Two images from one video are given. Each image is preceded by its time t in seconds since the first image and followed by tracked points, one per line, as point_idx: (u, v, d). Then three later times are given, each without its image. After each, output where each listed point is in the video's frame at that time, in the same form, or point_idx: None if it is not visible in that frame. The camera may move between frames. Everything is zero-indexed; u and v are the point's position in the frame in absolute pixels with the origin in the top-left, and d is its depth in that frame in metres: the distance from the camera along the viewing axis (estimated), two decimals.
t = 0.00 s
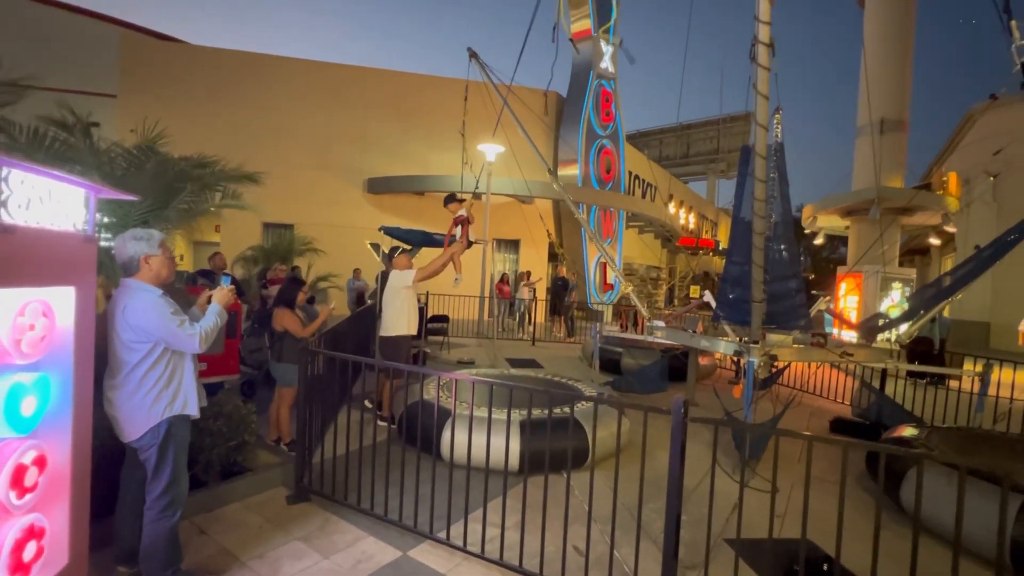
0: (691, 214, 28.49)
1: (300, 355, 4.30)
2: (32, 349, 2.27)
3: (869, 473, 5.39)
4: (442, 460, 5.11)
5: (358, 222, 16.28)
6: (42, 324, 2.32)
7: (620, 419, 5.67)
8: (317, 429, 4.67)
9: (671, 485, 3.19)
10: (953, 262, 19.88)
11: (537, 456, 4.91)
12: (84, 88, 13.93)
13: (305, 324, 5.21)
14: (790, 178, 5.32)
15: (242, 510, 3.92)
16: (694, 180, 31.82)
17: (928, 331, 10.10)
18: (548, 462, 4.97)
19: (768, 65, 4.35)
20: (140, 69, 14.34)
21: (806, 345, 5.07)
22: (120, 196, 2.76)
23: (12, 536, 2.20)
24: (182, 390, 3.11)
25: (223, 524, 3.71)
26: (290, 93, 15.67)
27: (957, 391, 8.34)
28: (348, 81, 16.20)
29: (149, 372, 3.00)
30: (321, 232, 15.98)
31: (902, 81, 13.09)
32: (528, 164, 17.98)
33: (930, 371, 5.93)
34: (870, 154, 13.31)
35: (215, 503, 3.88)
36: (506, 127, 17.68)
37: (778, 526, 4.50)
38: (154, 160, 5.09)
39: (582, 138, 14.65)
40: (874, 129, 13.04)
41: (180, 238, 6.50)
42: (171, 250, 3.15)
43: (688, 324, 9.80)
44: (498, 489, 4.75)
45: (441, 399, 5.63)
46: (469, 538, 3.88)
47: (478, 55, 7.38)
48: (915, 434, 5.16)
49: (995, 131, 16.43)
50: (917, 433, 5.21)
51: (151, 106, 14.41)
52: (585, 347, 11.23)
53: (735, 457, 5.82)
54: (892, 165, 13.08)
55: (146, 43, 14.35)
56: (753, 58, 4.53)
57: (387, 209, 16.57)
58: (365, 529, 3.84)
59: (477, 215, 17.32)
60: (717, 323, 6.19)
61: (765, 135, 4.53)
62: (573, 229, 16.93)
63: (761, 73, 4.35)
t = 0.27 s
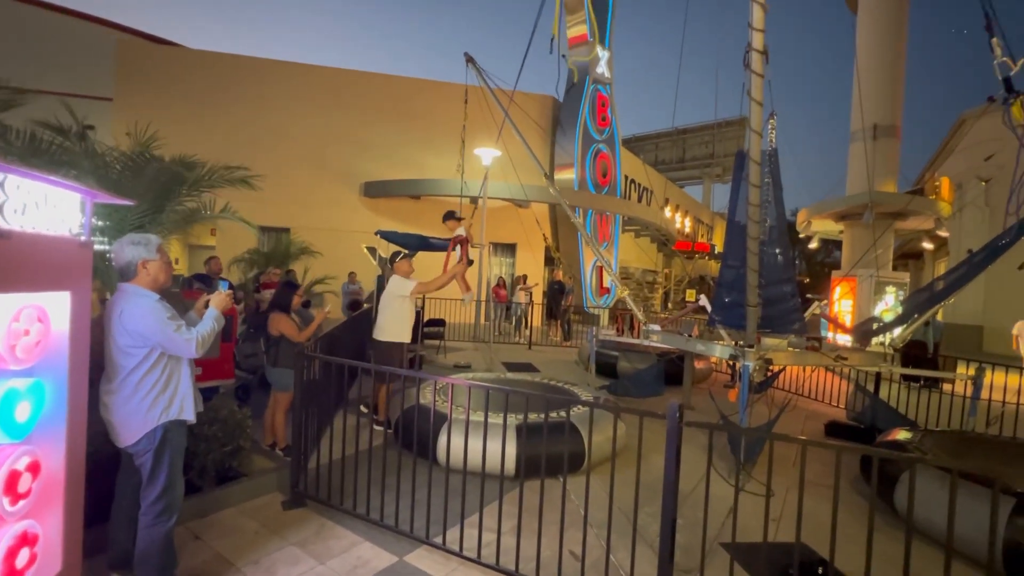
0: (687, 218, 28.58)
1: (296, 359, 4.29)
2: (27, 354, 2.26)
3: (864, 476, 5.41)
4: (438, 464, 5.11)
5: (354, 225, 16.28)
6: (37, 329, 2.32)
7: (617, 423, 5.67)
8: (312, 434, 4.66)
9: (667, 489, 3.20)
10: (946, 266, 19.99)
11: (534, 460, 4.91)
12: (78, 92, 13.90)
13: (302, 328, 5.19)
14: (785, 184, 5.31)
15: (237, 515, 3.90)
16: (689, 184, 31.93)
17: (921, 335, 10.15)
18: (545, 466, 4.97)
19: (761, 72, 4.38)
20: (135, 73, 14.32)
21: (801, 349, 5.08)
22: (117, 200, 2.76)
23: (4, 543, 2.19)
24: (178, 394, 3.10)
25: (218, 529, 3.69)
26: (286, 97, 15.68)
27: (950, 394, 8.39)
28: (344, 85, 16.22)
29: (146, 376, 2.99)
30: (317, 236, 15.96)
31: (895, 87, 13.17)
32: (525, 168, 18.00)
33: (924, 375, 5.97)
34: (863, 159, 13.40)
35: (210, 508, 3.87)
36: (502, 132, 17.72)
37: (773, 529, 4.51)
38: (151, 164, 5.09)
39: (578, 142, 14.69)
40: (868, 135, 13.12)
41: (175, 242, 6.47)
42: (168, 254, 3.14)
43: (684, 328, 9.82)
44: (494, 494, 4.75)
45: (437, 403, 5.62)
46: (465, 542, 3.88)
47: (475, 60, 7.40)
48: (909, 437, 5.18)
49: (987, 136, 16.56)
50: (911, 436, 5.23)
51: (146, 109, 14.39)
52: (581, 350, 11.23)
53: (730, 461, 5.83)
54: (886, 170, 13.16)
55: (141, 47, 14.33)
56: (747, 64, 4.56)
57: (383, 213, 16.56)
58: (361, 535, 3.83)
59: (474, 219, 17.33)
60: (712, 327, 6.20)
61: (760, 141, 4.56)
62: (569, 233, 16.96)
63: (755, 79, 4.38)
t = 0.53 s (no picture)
0: (682, 222, 28.66)
1: (291, 363, 4.28)
2: (17, 359, 2.26)
3: (859, 478, 5.42)
4: (434, 468, 5.10)
5: (350, 228, 16.25)
6: (28, 333, 2.31)
7: (613, 427, 5.67)
8: (307, 437, 4.64)
9: (663, 493, 3.20)
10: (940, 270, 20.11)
11: (530, 464, 4.91)
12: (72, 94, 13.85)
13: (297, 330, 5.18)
14: (779, 188, 5.33)
15: (231, 520, 3.88)
16: (685, 188, 32.05)
17: (915, 338, 10.20)
18: (541, 469, 4.96)
19: (755, 77, 4.41)
20: (130, 75, 14.28)
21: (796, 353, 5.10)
22: (111, 204, 2.75)
23: None
24: (173, 398, 3.08)
25: (212, 535, 3.67)
26: (282, 100, 15.67)
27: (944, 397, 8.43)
28: (340, 88, 16.23)
29: (140, 380, 2.97)
30: (312, 239, 15.93)
31: (887, 91, 13.26)
32: (521, 172, 18.02)
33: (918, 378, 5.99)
34: (857, 163, 13.49)
35: (204, 513, 3.84)
36: (498, 135, 17.75)
37: (768, 532, 4.51)
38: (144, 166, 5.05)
39: (573, 146, 14.74)
40: (861, 139, 13.20)
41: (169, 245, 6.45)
42: (164, 258, 3.13)
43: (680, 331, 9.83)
44: (490, 498, 4.73)
45: (433, 407, 5.61)
46: (460, 546, 3.86)
47: (471, 64, 7.42)
48: (903, 440, 5.20)
49: (978, 141, 16.69)
50: (905, 439, 5.25)
51: (141, 112, 14.35)
52: (577, 353, 11.23)
53: (726, 464, 5.83)
54: (880, 174, 13.24)
55: (136, 49, 14.29)
56: (742, 69, 4.59)
57: (379, 216, 16.54)
58: (356, 539, 3.81)
59: (470, 222, 17.34)
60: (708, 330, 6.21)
61: (754, 145, 4.60)
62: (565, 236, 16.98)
63: (750, 84, 4.41)
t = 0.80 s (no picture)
0: (678, 225, 28.75)
1: (286, 367, 4.27)
2: (8, 363, 2.24)
3: (853, 481, 5.44)
4: (429, 473, 5.08)
5: (345, 231, 16.23)
6: (19, 337, 2.30)
7: (608, 430, 5.67)
8: (302, 441, 4.63)
9: (657, 496, 3.20)
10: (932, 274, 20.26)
11: (525, 468, 4.91)
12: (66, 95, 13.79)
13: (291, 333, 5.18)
14: (773, 191, 5.35)
15: (225, 526, 3.86)
16: (680, 192, 32.15)
17: (908, 341, 10.25)
18: (536, 473, 4.96)
19: (749, 82, 4.45)
20: (125, 77, 14.24)
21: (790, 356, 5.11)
22: (104, 207, 2.74)
23: None
24: (167, 402, 3.06)
25: (205, 540, 3.65)
26: (277, 103, 15.66)
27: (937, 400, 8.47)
28: (335, 91, 16.23)
29: (134, 385, 2.96)
30: (307, 242, 15.89)
31: (880, 97, 13.36)
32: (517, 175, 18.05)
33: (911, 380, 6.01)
34: (850, 167, 13.57)
35: (195, 520, 3.81)
36: (494, 139, 17.78)
37: (763, 535, 4.52)
38: (137, 168, 5.03)
39: (569, 149, 14.78)
40: (853, 144, 13.29)
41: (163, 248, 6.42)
42: (160, 262, 3.12)
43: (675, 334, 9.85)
44: (486, 502, 4.72)
45: (428, 411, 5.60)
46: (455, 551, 3.85)
47: (467, 68, 7.44)
48: (897, 442, 5.22)
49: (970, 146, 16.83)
50: (898, 442, 5.27)
51: (135, 114, 14.31)
52: (573, 356, 11.22)
53: (721, 467, 5.84)
54: (872, 178, 13.34)
55: (130, 51, 14.26)
56: (736, 75, 4.62)
57: (375, 219, 16.53)
58: (350, 544, 3.79)
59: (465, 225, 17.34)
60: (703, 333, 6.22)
61: (748, 150, 4.64)
62: (561, 240, 16.99)
63: (744, 89, 4.45)
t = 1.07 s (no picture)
0: (673, 228, 28.84)
1: (281, 371, 4.26)
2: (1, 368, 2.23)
3: (847, 484, 5.46)
4: (425, 477, 5.08)
5: (341, 234, 16.20)
6: (12, 342, 2.29)
7: (604, 433, 5.67)
8: (297, 445, 4.61)
9: (653, 500, 3.20)
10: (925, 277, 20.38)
11: (521, 472, 4.90)
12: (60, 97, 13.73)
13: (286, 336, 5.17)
14: (767, 195, 5.37)
15: (219, 531, 3.84)
16: (675, 195, 32.26)
17: (902, 344, 10.30)
18: (532, 477, 4.95)
19: (744, 88, 4.47)
20: (119, 80, 14.19)
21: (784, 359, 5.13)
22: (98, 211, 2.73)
23: None
24: (161, 407, 3.05)
25: (198, 546, 3.63)
26: (273, 106, 15.64)
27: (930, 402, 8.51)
28: (331, 94, 16.22)
29: (128, 390, 2.94)
30: (302, 245, 15.86)
31: (873, 101, 13.44)
32: (513, 178, 18.07)
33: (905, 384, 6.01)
34: (843, 171, 13.65)
35: (189, 525, 3.79)
36: (490, 142, 17.81)
37: (757, 538, 4.53)
38: (129, 174, 4.99)
39: (564, 153, 14.81)
40: (846, 148, 13.37)
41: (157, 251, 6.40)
42: (155, 266, 3.11)
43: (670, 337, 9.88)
44: (482, 507, 4.72)
45: (424, 414, 5.59)
46: (451, 556, 3.84)
47: (463, 71, 7.45)
48: (890, 445, 5.24)
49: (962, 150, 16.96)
50: (892, 444, 5.29)
51: (130, 116, 14.26)
52: (569, 359, 11.23)
53: (717, 470, 5.85)
54: (865, 181, 13.42)
55: (125, 53, 14.24)
56: (730, 80, 4.65)
57: (370, 222, 16.51)
58: (345, 549, 3.78)
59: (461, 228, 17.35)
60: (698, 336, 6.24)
61: (742, 155, 4.66)
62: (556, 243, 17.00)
63: (738, 94, 4.47)
